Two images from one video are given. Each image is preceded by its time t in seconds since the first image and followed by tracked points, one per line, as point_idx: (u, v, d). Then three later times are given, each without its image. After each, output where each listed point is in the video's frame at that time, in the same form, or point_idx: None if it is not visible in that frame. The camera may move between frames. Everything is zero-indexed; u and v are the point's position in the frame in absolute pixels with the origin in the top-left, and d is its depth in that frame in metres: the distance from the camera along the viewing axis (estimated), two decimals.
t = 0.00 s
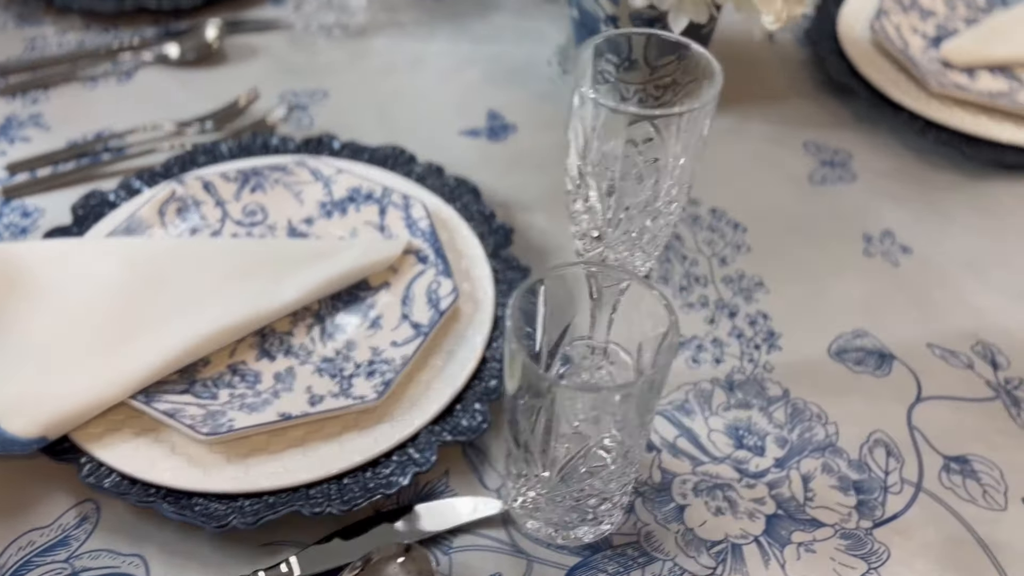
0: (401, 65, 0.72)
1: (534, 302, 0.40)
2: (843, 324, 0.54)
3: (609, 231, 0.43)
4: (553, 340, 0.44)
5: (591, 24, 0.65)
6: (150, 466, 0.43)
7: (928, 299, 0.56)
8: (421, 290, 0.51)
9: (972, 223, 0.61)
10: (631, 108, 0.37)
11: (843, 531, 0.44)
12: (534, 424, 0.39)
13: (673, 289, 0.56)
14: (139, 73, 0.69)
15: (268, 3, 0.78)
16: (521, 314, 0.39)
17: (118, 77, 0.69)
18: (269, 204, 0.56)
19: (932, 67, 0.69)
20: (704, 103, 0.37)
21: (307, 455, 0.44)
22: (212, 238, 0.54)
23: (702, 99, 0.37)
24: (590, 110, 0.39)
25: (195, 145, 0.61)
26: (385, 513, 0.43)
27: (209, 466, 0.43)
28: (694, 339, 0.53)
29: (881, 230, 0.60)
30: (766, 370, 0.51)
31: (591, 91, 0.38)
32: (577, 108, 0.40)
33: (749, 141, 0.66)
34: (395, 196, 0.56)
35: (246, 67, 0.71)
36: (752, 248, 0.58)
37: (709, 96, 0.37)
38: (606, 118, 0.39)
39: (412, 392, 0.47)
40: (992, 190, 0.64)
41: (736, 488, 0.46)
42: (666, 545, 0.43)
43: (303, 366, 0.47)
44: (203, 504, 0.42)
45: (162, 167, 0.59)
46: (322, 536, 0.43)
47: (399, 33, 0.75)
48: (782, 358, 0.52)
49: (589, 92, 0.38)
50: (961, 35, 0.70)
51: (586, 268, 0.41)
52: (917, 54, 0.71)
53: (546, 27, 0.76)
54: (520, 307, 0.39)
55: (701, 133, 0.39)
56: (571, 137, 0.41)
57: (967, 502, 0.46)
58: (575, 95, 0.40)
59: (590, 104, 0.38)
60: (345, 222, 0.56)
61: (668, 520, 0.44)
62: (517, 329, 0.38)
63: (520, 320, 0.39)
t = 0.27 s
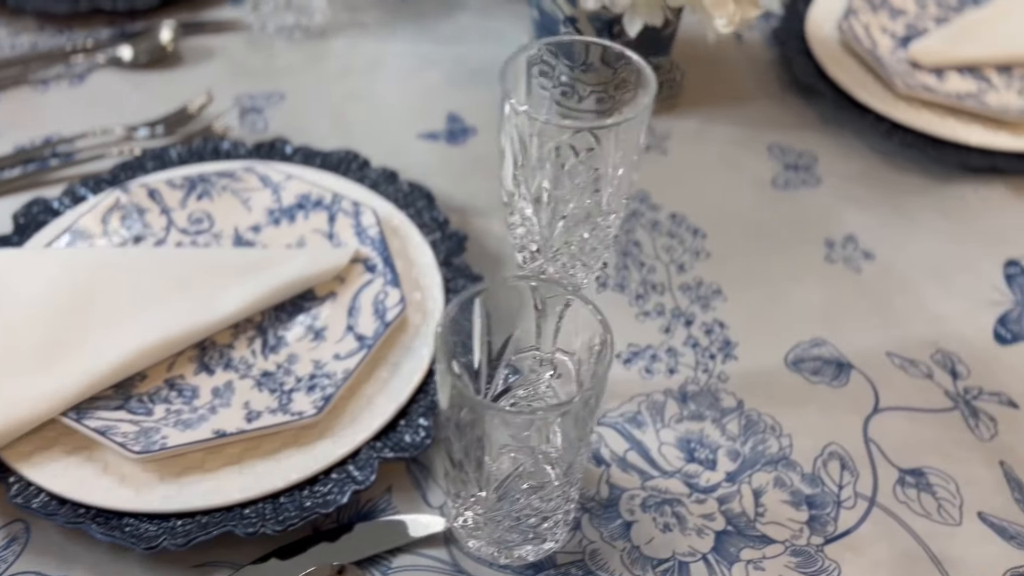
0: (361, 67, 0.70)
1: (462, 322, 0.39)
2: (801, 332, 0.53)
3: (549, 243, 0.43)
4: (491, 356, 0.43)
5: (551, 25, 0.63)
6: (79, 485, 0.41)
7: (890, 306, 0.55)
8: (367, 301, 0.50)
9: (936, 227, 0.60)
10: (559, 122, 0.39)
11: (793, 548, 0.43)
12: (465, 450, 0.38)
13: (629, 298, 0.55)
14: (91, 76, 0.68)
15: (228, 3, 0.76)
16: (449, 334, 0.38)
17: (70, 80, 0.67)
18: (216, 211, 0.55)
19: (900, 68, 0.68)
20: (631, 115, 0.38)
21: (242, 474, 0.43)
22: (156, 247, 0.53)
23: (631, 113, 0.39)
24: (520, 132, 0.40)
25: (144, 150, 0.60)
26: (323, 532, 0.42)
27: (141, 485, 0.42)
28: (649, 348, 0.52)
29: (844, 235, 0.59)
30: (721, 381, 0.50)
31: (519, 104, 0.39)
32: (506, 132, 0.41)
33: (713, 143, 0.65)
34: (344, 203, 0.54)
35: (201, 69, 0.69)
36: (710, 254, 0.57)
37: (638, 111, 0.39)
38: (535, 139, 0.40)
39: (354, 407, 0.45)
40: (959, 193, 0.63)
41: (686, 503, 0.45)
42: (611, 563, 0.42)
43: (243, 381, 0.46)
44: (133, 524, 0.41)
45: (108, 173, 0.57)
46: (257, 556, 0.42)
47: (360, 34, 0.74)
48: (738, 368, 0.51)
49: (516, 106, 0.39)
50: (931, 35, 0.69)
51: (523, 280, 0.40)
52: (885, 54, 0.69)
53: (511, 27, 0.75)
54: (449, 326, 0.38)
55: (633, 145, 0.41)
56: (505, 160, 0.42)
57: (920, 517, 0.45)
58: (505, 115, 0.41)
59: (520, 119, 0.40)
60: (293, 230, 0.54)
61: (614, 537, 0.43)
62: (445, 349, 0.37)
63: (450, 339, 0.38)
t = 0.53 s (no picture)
0: (327, 68, 0.69)
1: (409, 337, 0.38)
2: (767, 338, 0.52)
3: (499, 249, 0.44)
4: (442, 366, 0.42)
5: (518, 25, 0.62)
6: (22, 501, 0.41)
7: (858, 312, 0.54)
8: (323, 308, 0.49)
9: (907, 230, 0.59)
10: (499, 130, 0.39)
11: (753, 560, 0.43)
12: (411, 466, 0.37)
13: (594, 303, 0.54)
14: (52, 79, 0.67)
15: (194, 3, 0.75)
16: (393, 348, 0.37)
17: (30, 83, 0.66)
18: (173, 217, 0.54)
19: (873, 68, 0.67)
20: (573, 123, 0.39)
21: (190, 488, 0.42)
22: (110, 255, 0.52)
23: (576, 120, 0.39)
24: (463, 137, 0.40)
25: (102, 154, 0.59)
26: (273, 547, 0.42)
27: (86, 501, 0.41)
28: (612, 355, 0.51)
29: (813, 238, 0.58)
30: (684, 389, 0.50)
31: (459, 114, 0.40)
32: (451, 137, 0.41)
33: (683, 145, 0.64)
34: (303, 209, 0.54)
35: (165, 72, 0.68)
36: (677, 258, 0.56)
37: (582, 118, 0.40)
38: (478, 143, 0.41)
39: (307, 418, 0.45)
40: (931, 195, 0.62)
41: (645, 515, 0.44)
42: None
43: (194, 392, 0.46)
44: (77, 541, 0.40)
45: (64, 179, 0.56)
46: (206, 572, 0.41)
47: (327, 34, 0.73)
48: (702, 376, 0.50)
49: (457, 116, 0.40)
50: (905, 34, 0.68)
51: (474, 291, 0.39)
52: (859, 54, 0.68)
53: (481, 26, 0.74)
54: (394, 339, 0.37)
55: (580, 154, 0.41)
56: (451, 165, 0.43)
57: (884, 527, 0.44)
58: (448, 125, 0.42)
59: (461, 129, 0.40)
60: (250, 236, 0.53)
61: (571, 551, 0.43)
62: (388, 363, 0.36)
63: (394, 354, 0.37)
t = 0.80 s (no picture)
0: (303, 68, 0.68)
1: (367, 348, 0.37)
2: (743, 343, 0.52)
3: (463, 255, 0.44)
4: (406, 378, 0.41)
5: (494, 25, 0.61)
6: None
7: (836, 315, 0.53)
8: (292, 314, 0.48)
9: (887, 232, 0.59)
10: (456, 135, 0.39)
11: (726, 570, 0.42)
12: (371, 481, 0.36)
13: (569, 307, 0.53)
14: (23, 80, 0.66)
15: (169, 3, 0.74)
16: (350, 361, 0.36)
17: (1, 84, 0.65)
18: (141, 221, 0.53)
19: (855, 68, 0.66)
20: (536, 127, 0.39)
21: (151, 499, 0.41)
22: (76, 260, 0.51)
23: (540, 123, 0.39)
24: (423, 142, 0.40)
25: (71, 157, 0.58)
26: (237, 559, 0.41)
27: (45, 513, 0.40)
28: (586, 361, 0.50)
29: (792, 241, 0.57)
30: (658, 395, 0.49)
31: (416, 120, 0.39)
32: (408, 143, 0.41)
33: (662, 145, 0.64)
34: (273, 212, 0.53)
35: (138, 72, 0.67)
36: (654, 262, 0.56)
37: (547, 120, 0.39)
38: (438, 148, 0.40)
39: (272, 427, 0.44)
40: (912, 196, 0.61)
41: (616, 524, 0.43)
42: None
43: (158, 401, 0.45)
44: (35, 554, 0.39)
45: (31, 182, 0.55)
46: None
47: (304, 34, 0.72)
48: (676, 381, 0.50)
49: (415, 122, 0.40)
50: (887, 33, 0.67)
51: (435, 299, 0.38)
52: (840, 53, 0.67)
53: (460, 25, 0.73)
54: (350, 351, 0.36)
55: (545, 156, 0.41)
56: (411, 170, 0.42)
57: (858, 535, 0.44)
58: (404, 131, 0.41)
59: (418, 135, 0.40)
60: (219, 241, 0.53)
61: (540, 561, 0.42)
62: (344, 376, 0.35)
63: (352, 365, 0.36)
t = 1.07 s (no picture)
0: (287, 67, 0.68)
1: (338, 355, 0.37)
2: (728, 345, 0.51)
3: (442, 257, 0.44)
4: (381, 386, 0.41)
5: (479, 23, 0.61)
6: None
7: (821, 317, 0.53)
8: (270, 318, 0.48)
9: (874, 233, 0.58)
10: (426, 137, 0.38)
11: None
12: (345, 488, 0.35)
13: (553, 309, 0.53)
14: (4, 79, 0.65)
15: (153, 1, 0.73)
16: (320, 368, 0.35)
17: None
18: (119, 223, 0.53)
19: (843, 67, 0.65)
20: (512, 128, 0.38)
21: (125, 506, 0.40)
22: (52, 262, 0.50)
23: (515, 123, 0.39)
24: (396, 144, 0.39)
25: (51, 157, 0.57)
26: (212, 566, 0.40)
27: (16, 520, 0.40)
28: (569, 363, 0.50)
29: (778, 242, 0.57)
30: (641, 398, 0.48)
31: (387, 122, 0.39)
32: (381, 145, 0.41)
33: (649, 145, 0.63)
34: (253, 214, 0.52)
35: (120, 71, 0.66)
36: (639, 263, 0.55)
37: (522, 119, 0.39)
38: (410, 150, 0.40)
39: (250, 431, 0.43)
40: (899, 196, 0.61)
41: (597, 529, 0.43)
42: None
43: (133, 405, 0.44)
44: (6, 562, 0.38)
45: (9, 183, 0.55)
46: None
47: (288, 33, 0.71)
48: (660, 384, 0.49)
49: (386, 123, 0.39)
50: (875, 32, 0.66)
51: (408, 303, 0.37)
52: (829, 52, 0.67)
53: (446, 24, 0.72)
54: (321, 359, 0.35)
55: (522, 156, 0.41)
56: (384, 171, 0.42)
57: (842, 540, 0.43)
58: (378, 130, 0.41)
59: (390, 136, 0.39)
60: (198, 243, 0.52)
61: (520, 567, 0.41)
62: (314, 384, 0.34)
63: (323, 370, 0.35)
